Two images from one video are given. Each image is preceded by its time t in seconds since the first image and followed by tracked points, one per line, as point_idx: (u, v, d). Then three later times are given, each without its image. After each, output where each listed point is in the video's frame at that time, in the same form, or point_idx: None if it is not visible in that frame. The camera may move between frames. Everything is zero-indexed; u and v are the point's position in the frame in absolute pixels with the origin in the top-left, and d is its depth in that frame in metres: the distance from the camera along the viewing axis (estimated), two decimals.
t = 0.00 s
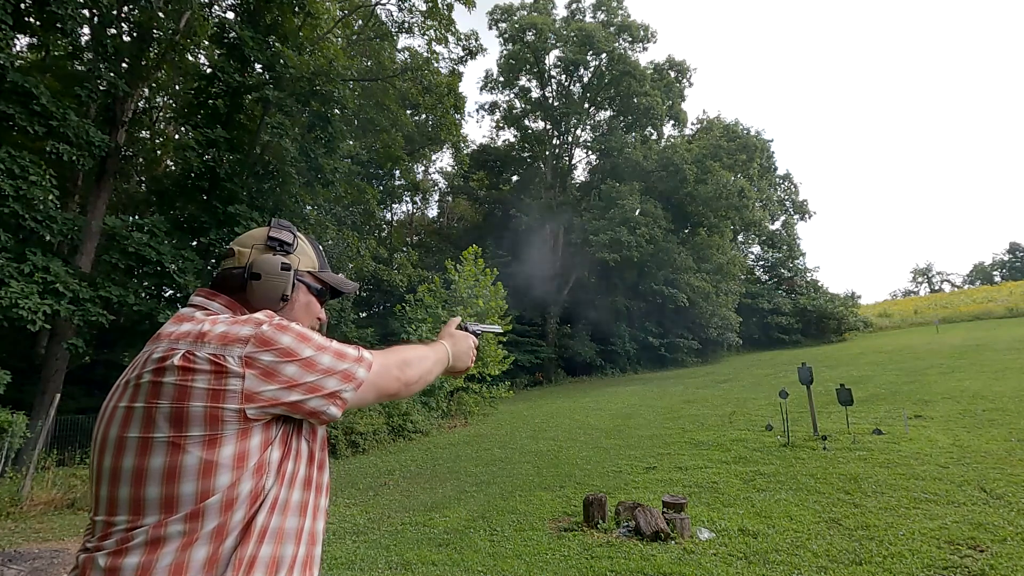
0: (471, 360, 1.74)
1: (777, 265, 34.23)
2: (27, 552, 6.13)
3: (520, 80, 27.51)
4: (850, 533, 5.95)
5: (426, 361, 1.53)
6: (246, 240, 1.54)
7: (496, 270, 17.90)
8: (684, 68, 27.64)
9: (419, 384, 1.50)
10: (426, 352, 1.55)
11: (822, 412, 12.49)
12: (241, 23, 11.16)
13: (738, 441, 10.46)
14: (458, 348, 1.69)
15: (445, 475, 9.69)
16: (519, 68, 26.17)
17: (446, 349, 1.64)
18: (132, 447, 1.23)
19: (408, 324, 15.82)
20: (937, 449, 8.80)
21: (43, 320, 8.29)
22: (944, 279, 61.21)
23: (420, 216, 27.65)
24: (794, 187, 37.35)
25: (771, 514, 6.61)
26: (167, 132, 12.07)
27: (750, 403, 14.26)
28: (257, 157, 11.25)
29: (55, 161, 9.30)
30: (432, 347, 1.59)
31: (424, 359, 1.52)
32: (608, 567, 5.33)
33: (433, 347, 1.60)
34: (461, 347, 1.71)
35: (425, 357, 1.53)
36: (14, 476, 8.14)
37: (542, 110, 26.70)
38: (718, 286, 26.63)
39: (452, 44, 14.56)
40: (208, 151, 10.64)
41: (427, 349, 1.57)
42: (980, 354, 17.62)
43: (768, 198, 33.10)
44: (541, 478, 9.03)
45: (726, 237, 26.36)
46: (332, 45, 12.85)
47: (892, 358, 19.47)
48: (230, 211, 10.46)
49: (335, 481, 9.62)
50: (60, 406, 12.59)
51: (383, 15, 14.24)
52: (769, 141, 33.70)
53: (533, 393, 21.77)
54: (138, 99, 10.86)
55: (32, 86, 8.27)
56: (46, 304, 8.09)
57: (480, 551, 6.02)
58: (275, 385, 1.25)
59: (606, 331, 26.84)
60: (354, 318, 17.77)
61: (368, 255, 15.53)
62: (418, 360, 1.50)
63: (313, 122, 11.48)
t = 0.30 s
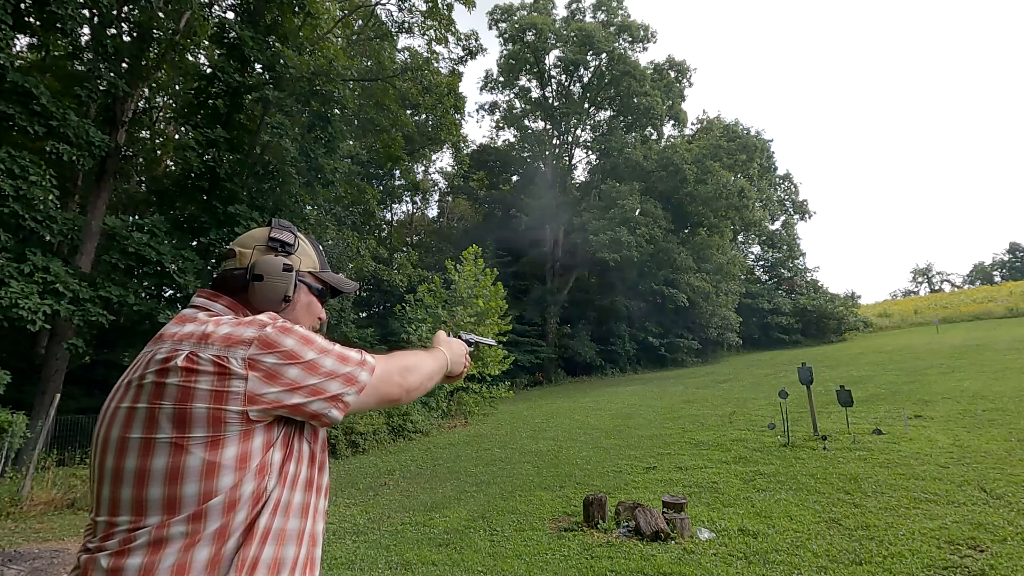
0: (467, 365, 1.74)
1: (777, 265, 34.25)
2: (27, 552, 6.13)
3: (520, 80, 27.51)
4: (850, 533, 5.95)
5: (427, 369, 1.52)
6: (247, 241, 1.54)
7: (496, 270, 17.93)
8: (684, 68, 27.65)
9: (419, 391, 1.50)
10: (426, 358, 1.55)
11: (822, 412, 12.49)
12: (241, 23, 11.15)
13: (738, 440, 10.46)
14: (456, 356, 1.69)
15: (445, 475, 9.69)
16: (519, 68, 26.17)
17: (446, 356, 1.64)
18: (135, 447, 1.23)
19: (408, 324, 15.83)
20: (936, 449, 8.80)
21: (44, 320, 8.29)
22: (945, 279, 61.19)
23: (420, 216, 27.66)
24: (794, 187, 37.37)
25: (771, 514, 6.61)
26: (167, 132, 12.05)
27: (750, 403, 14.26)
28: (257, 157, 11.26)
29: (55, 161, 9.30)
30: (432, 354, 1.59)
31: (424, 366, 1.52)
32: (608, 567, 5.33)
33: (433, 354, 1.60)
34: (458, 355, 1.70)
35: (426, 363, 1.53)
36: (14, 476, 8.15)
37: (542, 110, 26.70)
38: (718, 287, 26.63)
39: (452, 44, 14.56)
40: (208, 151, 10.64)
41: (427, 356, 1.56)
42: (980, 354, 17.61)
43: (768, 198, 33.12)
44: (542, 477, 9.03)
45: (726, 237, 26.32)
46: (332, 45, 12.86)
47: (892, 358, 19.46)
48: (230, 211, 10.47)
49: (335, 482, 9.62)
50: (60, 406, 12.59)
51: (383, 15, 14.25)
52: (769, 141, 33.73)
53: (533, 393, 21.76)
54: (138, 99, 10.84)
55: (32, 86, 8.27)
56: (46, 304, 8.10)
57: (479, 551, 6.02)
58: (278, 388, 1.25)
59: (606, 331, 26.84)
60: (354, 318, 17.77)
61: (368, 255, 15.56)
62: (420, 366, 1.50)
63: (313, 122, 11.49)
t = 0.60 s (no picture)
0: (466, 357, 1.75)
1: (777, 265, 34.27)
2: (27, 552, 6.13)
3: (520, 80, 27.52)
4: (850, 533, 5.95)
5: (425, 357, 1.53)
6: (252, 242, 1.54)
7: (496, 270, 17.95)
8: (684, 68, 27.65)
9: (419, 381, 1.50)
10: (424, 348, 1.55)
11: (822, 412, 12.49)
12: (241, 23, 11.15)
13: (738, 440, 10.46)
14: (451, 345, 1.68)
15: (445, 475, 9.69)
16: (519, 68, 26.18)
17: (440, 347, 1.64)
18: (144, 447, 1.22)
19: (408, 324, 15.84)
20: (936, 449, 8.80)
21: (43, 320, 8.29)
22: (945, 279, 61.19)
23: (420, 216, 27.67)
24: (794, 187, 37.39)
25: (771, 514, 6.61)
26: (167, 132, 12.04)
27: (750, 403, 14.26)
28: (257, 157, 11.26)
29: (55, 161, 9.30)
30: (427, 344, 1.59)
31: (422, 355, 1.52)
32: (608, 567, 5.33)
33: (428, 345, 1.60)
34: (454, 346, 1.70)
35: (424, 353, 1.53)
36: (14, 476, 8.14)
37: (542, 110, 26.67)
38: (717, 287, 26.61)
39: (452, 44, 14.56)
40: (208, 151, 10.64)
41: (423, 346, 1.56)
42: (980, 354, 17.61)
43: (767, 198, 33.14)
44: (542, 477, 9.02)
45: (726, 237, 26.32)
46: (332, 45, 12.87)
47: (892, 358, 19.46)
48: (230, 211, 10.47)
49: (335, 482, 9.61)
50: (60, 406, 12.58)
51: (383, 15, 14.24)
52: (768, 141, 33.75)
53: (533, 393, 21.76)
54: (138, 99, 10.84)
55: (32, 86, 8.27)
56: (46, 304, 8.09)
57: (480, 551, 6.02)
58: (286, 384, 1.25)
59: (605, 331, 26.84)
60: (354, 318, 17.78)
61: (368, 255, 15.57)
62: (418, 356, 1.50)
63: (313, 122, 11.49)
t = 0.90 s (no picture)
0: (468, 356, 1.75)
1: (777, 265, 34.28)
2: (27, 552, 6.13)
3: (520, 80, 27.50)
4: (850, 533, 5.95)
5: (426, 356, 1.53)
6: (255, 242, 1.54)
7: (496, 270, 17.98)
8: (684, 68, 27.64)
9: (421, 379, 1.50)
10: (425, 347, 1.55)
11: (822, 412, 12.50)
12: (241, 23, 11.14)
13: (738, 440, 10.47)
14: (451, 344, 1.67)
15: (445, 475, 9.70)
16: (519, 68, 26.16)
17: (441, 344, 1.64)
18: (148, 446, 1.22)
19: (408, 324, 15.86)
20: (936, 449, 8.80)
21: (43, 320, 8.29)
22: (944, 279, 61.25)
23: (420, 216, 27.68)
24: (794, 187, 37.40)
25: (771, 514, 6.61)
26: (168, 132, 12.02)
27: (750, 403, 14.26)
28: (257, 157, 11.28)
29: (55, 161, 9.31)
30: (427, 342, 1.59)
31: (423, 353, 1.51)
32: (608, 567, 5.33)
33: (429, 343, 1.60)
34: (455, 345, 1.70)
35: (424, 350, 1.52)
36: (14, 476, 8.15)
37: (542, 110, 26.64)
38: (717, 287, 26.62)
39: (452, 44, 14.56)
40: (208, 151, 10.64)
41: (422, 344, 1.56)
42: (979, 354, 17.61)
43: (767, 198, 33.14)
44: (542, 477, 9.03)
45: (726, 237, 26.30)
46: (332, 45, 12.88)
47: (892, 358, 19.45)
48: (230, 211, 10.48)
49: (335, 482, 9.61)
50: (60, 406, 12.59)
51: (383, 15, 14.22)
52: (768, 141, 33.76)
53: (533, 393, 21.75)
54: (138, 99, 10.84)
55: (32, 86, 8.27)
56: (46, 304, 8.09)
57: (480, 551, 6.02)
58: (289, 384, 1.25)
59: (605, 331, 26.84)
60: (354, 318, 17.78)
61: (368, 255, 15.58)
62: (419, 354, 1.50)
63: (313, 122, 11.50)
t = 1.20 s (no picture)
0: (469, 356, 1.74)
1: (776, 265, 34.30)
2: (27, 552, 6.13)
3: (520, 80, 27.50)
4: (850, 533, 5.95)
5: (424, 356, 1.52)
6: (257, 242, 1.54)
7: (496, 270, 18.00)
8: (684, 68, 27.65)
9: (422, 379, 1.50)
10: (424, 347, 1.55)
11: (822, 412, 12.50)
12: (241, 23, 11.13)
13: (738, 440, 10.47)
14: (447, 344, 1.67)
15: (445, 475, 9.70)
16: (519, 68, 26.16)
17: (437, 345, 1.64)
18: (149, 446, 1.22)
19: (408, 324, 15.86)
20: (936, 449, 8.81)
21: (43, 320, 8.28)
22: (944, 279, 61.24)
23: (420, 216, 27.70)
24: (794, 187, 37.43)
25: (771, 514, 6.61)
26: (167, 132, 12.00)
27: (750, 403, 14.26)
28: (257, 157, 11.29)
29: (55, 161, 9.31)
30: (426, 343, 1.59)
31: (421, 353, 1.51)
32: (608, 567, 5.33)
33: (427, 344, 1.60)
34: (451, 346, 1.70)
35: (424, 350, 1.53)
36: (14, 476, 8.14)
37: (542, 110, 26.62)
38: (717, 286, 26.62)
39: (452, 44, 14.57)
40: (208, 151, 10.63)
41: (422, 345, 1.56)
42: (979, 355, 17.61)
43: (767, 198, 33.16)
44: (542, 477, 9.02)
45: (726, 237, 26.31)
46: (332, 45, 12.87)
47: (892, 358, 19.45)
48: (230, 211, 10.48)
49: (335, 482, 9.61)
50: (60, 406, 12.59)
51: (383, 15, 14.22)
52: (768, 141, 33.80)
53: (534, 393, 21.74)
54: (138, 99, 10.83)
55: (32, 86, 8.27)
56: (46, 304, 8.09)
57: (480, 551, 6.02)
58: (290, 384, 1.25)
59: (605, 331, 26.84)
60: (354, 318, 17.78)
61: (368, 254, 15.59)
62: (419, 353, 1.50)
63: (312, 122, 11.50)
